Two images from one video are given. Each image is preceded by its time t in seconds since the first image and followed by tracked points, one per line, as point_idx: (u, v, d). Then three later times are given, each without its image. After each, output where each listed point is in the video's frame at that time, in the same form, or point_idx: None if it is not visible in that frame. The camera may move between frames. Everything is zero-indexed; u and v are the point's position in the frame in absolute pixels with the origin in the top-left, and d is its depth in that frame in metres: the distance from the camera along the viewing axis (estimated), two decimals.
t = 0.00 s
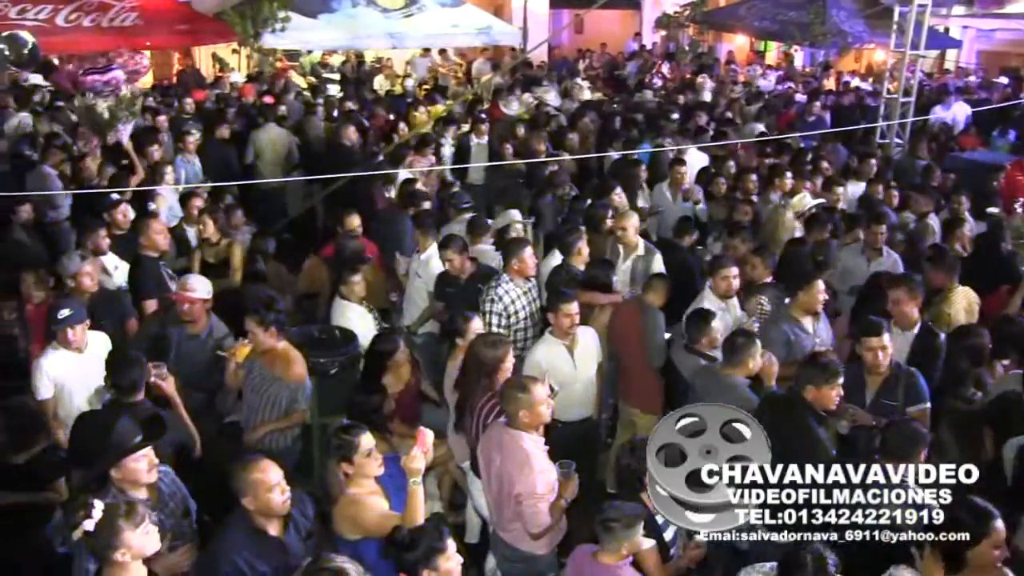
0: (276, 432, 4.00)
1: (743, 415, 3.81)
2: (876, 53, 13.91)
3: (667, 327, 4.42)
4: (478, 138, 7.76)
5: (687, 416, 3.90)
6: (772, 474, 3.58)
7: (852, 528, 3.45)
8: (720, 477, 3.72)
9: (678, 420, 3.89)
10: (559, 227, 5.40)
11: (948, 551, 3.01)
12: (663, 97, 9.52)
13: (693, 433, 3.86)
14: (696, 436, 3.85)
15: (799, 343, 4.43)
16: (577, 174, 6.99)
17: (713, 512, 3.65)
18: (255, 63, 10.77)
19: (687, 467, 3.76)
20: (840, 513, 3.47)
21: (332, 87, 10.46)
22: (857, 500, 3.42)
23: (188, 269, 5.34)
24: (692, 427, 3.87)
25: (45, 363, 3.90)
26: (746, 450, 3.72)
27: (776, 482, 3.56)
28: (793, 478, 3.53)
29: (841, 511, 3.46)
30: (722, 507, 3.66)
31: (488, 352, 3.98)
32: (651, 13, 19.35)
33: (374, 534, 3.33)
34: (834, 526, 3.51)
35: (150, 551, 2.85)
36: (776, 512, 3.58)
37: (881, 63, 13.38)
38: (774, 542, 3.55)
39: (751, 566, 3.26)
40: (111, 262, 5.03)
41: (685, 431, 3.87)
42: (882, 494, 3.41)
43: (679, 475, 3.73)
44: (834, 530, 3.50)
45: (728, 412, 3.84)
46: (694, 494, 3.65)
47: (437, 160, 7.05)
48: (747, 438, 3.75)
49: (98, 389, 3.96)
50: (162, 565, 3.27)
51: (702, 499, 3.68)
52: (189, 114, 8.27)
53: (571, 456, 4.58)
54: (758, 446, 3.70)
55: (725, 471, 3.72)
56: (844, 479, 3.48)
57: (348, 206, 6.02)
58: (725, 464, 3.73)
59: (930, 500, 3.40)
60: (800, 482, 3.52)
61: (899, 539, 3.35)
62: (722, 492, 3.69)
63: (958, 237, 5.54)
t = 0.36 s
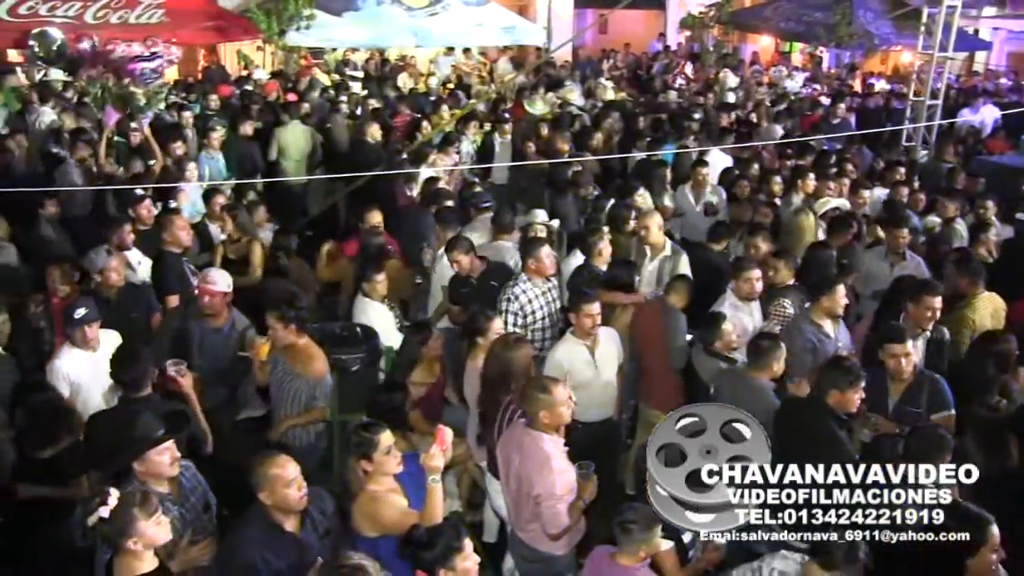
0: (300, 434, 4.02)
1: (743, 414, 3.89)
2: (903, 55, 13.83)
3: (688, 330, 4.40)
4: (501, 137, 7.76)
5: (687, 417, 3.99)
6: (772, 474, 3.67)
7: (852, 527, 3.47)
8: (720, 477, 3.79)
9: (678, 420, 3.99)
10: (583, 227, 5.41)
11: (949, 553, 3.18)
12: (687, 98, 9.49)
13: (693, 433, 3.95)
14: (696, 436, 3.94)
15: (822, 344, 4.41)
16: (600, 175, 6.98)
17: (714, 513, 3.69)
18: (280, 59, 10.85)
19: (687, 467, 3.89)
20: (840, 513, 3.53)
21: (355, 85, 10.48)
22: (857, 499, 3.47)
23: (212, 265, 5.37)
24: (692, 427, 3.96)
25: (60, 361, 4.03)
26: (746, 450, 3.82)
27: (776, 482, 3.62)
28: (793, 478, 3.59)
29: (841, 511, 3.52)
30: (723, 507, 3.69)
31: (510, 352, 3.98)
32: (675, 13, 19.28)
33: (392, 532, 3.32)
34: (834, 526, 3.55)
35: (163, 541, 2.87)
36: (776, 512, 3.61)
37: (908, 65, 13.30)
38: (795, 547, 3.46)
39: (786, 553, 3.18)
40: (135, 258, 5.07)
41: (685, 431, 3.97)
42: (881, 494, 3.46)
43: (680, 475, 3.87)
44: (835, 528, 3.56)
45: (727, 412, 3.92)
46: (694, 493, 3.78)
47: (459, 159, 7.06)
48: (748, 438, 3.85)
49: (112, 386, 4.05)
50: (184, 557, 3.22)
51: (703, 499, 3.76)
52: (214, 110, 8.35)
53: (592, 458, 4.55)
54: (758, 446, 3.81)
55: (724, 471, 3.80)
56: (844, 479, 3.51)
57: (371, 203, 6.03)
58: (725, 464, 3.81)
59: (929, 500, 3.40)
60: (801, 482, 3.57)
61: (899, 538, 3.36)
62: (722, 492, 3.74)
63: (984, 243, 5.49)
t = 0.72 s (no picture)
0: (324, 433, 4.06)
1: (743, 414, 3.94)
2: (930, 58, 13.72)
3: (711, 333, 4.38)
4: (524, 138, 7.77)
5: (687, 418, 4.07)
6: (772, 475, 3.79)
7: (853, 528, 3.73)
8: (720, 477, 3.88)
9: (679, 421, 4.06)
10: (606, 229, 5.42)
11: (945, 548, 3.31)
12: (710, 100, 9.46)
13: (694, 433, 4.02)
14: (697, 436, 4.02)
15: (846, 350, 4.39)
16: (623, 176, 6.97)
17: (714, 512, 3.80)
18: (303, 58, 10.90)
19: (687, 467, 3.94)
20: (840, 513, 3.69)
21: (378, 85, 10.50)
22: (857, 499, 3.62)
23: (235, 263, 5.40)
24: (692, 427, 4.05)
25: (82, 356, 4.06)
26: (746, 450, 3.87)
27: (776, 482, 3.75)
28: (793, 479, 3.70)
29: (841, 511, 3.68)
30: (723, 508, 3.81)
31: (532, 353, 3.96)
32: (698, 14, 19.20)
33: (410, 533, 3.31)
34: (835, 527, 3.76)
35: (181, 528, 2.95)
36: (776, 512, 3.74)
37: (935, 69, 13.19)
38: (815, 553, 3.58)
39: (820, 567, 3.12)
40: (160, 254, 5.05)
41: (686, 432, 4.04)
42: (882, 494, 3.67)
43: (679, 474, 3.91)
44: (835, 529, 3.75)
45: (728, 413, 3.97)
46: (694, 493, 3.84)
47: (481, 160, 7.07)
48: (748, 438, 3.89)
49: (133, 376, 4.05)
50: (204, 553, 3.26)
51: (703, 499, 3.84)
52: (237, 108, 8.39)
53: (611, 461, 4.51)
54: (757, 446, 3.86)
55: (725, 471, 3.87)
56: (843, 478, 3.57)
57: (393, 203, 6.03)
58: (725, 464, 3.89)
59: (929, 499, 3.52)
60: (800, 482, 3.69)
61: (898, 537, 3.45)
62: (722, 492, 3.84)
63: (1010, 249, 5.44)
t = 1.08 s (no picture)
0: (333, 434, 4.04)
1: (742, 416, 3.97)
2: (949, 57, 13.66)
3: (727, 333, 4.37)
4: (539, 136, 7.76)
5: (686, 418, 4.00)
6: (772, 474, 3.71)
7: (853, 528, 3.65)
8: (720, 477, 3.74)
9: (679, 421, 3.99)
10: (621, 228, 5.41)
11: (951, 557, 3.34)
12: (725, 99, 9.44)
13: (694, 433, 3.94)
14: (697, 436, 3.94)
15: (860, 350, 4.35)
16: (638, 174, 6.94)
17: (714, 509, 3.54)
18: (319, 56, 10.91)
19: (687, 467, 3.83)
20: (840, 513, 3.63)
21: (394, 83, 10.51)
22: (858, 500, 3.56)
23: (251, 260, 5.40)
24: (693, 427, 3.98)
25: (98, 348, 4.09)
26: (746, 450, 3.85)
27: (776, 482, 3.68)
28: (793, 478, 3.67)
29: (841, 510, 3.61)
30: (723, 507, 3.53)
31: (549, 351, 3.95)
32: (715, 13, 19.15)
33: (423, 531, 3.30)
34: (834, 527, 3.67)
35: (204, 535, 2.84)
36: (776, 512, 3.64)
37: (953, 68, 13.13)
38: (834, 557, 3.62)
39: None
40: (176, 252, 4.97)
41: (685, 432, 3.96)
42: (880, 494, 3.58)
43: (678, 474, 3.78)
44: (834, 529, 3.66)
45: (727, 415, 3.99)
46: (694, 493, 3.65)
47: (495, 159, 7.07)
48: (747, 439, 3.90)
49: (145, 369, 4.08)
50: (219, 547, 3.25)
51: (702, 498, 3.63)
52: (254, 106, 8.41)
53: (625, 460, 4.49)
54: (757, 446, 3.86)
55: (725, 471, 3.76)
56: (844, 479, 3.56)
57: (408, 201, 6.04)
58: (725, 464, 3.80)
59: (928, 500, 3.51)
60: (800, 482, 3.66)
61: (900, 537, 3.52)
62: (722, 492, 3.65)
63: None
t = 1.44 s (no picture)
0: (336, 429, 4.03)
1: (742, 416, 3.97)
2: (961, 55, 13.60)
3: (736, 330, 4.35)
4: (548, 133, 7.75)
5: (687, 418, 4.00)
6: (772, 475, 3.65)
7: (852, 528, 3.55)
8: (720, 478, 3.70)
9: (679, 421, 3.98)
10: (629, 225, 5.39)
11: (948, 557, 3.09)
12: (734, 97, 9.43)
13: (694, 434, 3.93)
14: (697, 436, 3.92)
15: (867, 350, 4.33)
16: (646, 171, 6.93)
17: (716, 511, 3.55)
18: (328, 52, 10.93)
19: (687, 467, 3.81)
20: (841, 513, 3.54)
21: (403, 79, 10.52)
22: (858, 500, 3.50)
23: (259, 256, 5.41)
24: (693, 428, 3.96)
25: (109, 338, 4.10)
26: (746, 450, 3.83)
27: (776, 482, 3.60)
28: (793, 478, 3.60)
29: (842, 511, 3.53)
30: (723, 507, 3.55)
31: (558, 348, 3.94)
32: (725, 10, 19.11)
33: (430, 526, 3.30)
34: (834, 527, 3.56)
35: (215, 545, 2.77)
36: (775, 512, 3.52)
37: (965, 66, 13.07)
38: (840, 557, 3.53)
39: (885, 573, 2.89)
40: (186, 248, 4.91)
41: (685, 432, 3.95)
42: (881, 494, 3.50)
43: (678, 475, 3.78)
44: (834, 529, 3.56)
45: (727, 415, 3.98)
46: (694, 493, 3.66)
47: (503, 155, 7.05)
48: (747, 439, 3.90)
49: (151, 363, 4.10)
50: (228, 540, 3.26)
51: (702, 499, 3.64)
52: (264, 102, 8.43)
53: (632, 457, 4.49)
54: (757, 447, 3.86)
55: (725, 471, 3.71)
56: (844, 479, 3.52)
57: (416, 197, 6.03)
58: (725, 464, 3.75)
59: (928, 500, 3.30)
60: (800, 482, 3.58)
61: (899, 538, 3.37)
62: (722, 492, 3.61)
63: None
